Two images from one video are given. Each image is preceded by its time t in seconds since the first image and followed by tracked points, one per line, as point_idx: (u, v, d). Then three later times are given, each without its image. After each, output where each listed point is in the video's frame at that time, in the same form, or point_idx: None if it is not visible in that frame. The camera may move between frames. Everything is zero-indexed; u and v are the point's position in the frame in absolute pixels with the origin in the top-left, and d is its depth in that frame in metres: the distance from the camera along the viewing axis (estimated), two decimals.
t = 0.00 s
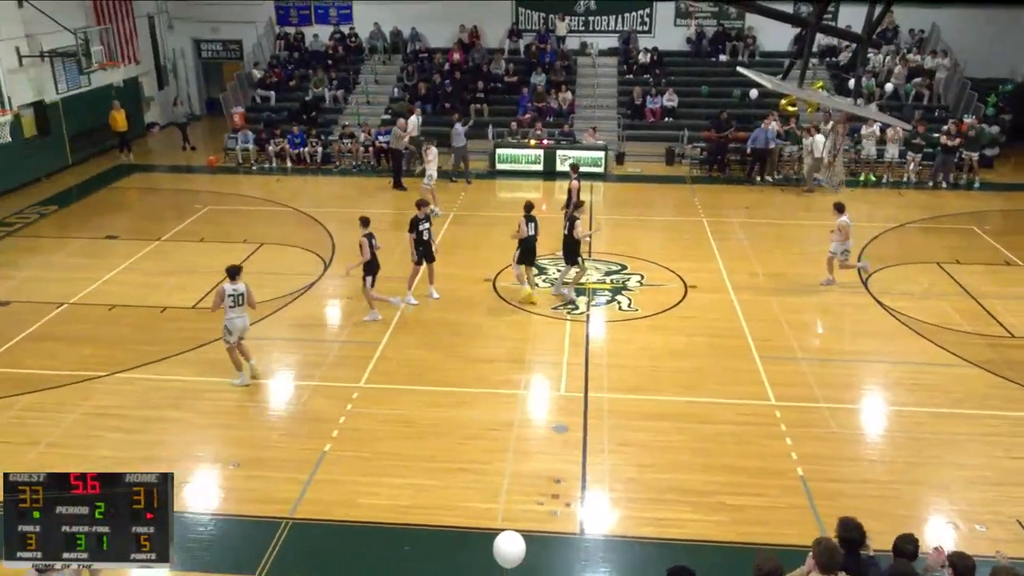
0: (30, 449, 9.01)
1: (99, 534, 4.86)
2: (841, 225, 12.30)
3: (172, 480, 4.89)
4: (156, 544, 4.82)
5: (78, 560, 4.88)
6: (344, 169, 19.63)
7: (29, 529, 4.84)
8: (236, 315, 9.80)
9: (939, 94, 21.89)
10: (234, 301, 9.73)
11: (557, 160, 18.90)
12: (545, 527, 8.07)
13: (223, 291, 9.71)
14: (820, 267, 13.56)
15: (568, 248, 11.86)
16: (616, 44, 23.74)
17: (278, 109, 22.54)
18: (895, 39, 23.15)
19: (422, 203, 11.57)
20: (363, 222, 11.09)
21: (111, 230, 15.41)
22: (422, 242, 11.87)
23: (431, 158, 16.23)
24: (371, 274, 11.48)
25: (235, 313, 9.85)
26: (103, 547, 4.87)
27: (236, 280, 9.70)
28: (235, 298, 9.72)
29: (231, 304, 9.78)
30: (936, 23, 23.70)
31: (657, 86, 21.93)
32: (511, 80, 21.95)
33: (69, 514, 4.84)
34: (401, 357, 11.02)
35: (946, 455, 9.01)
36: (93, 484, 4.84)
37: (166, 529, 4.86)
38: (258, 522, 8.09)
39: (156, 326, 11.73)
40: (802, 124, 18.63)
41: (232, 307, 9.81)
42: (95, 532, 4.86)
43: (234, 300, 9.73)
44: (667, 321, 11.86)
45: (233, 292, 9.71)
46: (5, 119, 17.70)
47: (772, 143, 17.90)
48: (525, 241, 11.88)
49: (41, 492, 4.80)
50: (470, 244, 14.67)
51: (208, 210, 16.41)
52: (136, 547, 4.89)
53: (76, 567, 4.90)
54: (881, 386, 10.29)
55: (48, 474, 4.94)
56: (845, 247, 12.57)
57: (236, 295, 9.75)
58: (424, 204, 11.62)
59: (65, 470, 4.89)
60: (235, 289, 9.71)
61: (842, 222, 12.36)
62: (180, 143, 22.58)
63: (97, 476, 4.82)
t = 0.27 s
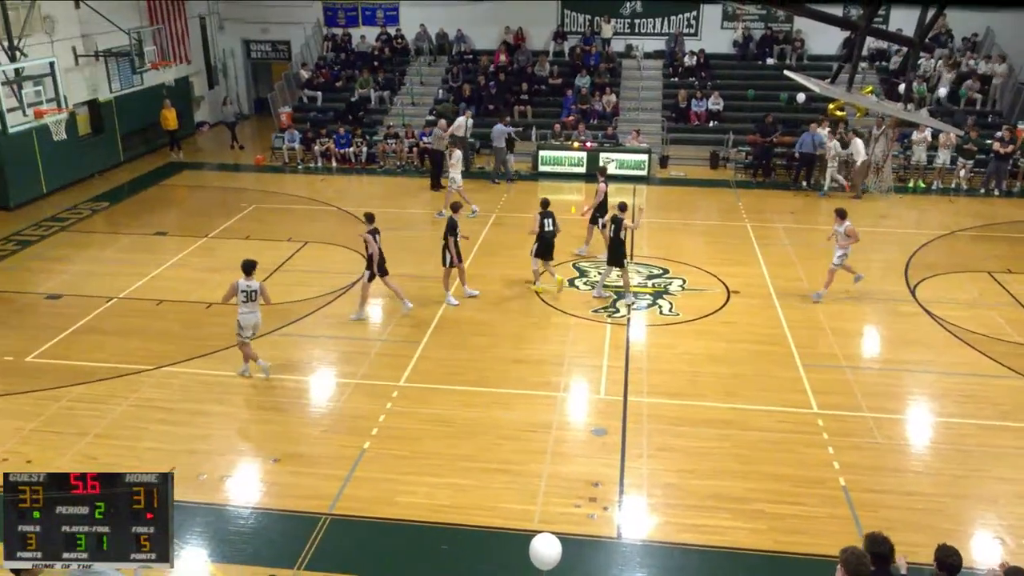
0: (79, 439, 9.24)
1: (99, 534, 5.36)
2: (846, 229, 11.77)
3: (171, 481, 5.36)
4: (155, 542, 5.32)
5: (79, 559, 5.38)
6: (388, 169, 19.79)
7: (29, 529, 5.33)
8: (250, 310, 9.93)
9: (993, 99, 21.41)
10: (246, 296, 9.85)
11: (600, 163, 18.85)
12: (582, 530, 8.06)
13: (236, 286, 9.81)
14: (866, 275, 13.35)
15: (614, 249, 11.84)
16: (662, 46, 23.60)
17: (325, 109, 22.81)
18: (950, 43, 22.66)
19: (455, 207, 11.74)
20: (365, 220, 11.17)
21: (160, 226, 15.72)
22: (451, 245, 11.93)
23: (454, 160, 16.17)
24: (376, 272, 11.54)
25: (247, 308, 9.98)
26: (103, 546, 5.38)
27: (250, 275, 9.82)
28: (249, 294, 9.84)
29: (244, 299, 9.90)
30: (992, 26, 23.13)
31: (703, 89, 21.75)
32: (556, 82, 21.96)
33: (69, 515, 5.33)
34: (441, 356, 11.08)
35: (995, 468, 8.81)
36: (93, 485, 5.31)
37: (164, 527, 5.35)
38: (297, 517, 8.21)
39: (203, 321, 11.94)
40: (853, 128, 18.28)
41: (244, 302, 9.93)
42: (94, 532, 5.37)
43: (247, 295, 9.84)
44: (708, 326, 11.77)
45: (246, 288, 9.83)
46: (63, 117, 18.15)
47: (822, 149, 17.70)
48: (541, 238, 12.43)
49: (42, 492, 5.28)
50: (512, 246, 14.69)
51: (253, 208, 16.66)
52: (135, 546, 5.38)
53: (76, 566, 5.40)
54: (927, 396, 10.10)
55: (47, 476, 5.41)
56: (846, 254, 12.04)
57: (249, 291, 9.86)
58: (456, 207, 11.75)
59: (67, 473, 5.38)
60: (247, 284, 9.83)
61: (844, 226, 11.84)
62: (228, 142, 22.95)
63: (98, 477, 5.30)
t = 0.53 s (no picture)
0: (85, 438, 9.26)
1: (99, 534, 5.41)
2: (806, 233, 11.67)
3: (170, 481, 5.42)
4: (154, 542, 5.35)
5: (78, 559, 5.42)
6: (393, 170, 19.80)
7: (29, 529, 5.37)
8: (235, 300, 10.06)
9: (1001, 100, 21.32)
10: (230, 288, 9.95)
11: (606, 163, 18.86)
12: (587, 530, 8.06)
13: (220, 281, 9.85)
14: (872, 276, 13.32)
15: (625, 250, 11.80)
16: (668, 47, 23.57)
17: (331, 109, 22.88)
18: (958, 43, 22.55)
19: (450, 207, 11.73)
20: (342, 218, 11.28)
21: (166, 226, 15.76)
22: (449, 245, 11.93)
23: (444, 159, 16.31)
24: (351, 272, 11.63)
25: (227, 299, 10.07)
26: (103, 546, 5.42)
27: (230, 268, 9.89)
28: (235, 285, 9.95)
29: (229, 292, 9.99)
30: (999, 27, 23.06)
31: (708, 89, 21.75)
32: (561, 83, 21.97)
33: (69, 514, 5.38)
34: (445, 356, 11.08)
35: (1001, 470, 8.77)
36: (93, 485, 5.36)
37: (164, 527, 5.40)
38: (301, 516, 8.22)
39: (208, 321, 11.96)
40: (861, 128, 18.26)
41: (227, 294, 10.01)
42: (94, 532, 5.41)
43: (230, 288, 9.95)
44: (713, 327, 11.75)
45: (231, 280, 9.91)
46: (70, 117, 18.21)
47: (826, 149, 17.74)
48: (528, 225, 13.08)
49: (42, 492, 5.32)
50: (517, 246, 14.69)
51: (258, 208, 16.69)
52: (136, 545, 5.43)
53: (76, 565, 5.45)
54: (933, 397, 10.06)
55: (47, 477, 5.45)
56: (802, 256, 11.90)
57: (232, 283, 9.94)
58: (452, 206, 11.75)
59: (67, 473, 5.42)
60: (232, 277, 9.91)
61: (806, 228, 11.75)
62: (234, 142, 23.00)
63: (98, 477, 5.35)
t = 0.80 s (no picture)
0: (100, 436, 9.31)
1: (99, 534, 5.28)
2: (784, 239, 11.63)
3: (171, 481, 5.28)
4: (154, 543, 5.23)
5: (79, 559, 5.30)
6: (408, 170, 19.83)
7: (29, 529, 5.25)
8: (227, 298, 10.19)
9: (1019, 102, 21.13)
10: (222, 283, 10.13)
11: (620, 164, 18.81)
12: (599, 532, 8.03)
13: (213, 277, 10.14)
14: (887, 278, 13.24)
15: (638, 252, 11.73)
16: (683, 48, 23.49)
17: (346, 109, 23.00)
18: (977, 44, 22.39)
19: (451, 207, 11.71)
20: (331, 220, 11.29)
21: (181, 225, 15.83)
22: (454, 246, 11.96)
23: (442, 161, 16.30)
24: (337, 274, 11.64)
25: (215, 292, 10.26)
26: (103, 547, 5.30)
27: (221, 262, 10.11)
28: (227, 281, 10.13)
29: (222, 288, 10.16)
30: (1018, 28, 22.87)
31: (723, 91, 21.72)
32: (576, 84, 21.97)
33: (69, 514, 5.25)
34: (459, 357, 11.09)
35: (1017, 476, 8.70)
36: (93, 485, 5.24)
37: (164, 527, 5.27)
38: (314, 515, 8.23)
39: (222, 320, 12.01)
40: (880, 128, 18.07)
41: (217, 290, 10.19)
42: (94, 532, 5.28)
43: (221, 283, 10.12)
44: (727, 329, 11.71)
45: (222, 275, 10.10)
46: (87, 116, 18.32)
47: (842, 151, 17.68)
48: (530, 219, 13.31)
49: (41, 492, 5.20)
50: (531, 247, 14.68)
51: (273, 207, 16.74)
52: (136, 546, 5.30)
53: (76, 566, 5.32)
54: (949, 402, 9.99)
55: (47, 476, 5.33)
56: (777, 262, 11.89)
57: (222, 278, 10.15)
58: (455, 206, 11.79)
59: (66, 472, 5.30)
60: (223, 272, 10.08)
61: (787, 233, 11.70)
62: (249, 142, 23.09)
63: (97, 477, 5.22)
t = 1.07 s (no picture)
0: (135, 430, 9.46)
1: (99, 535, 5.15)
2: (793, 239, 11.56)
3: (171, 481, 5.16)
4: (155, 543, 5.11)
5: (79, 559, 5.18)
6: (441, 171, 19.92)
7: (29, 529, 5.13)
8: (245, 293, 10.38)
9: None
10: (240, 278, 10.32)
11: (653, 167, 18.76)
12: (628, 537, 8.00)
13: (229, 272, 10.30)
14: (925, 286, 13.04)
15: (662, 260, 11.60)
16: (718, 51, 23.34)
17: (381, 110, 23.16)
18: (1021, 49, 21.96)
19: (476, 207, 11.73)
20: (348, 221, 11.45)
21: (217, 224, 16.02)
22: (480, 246, 11.98)
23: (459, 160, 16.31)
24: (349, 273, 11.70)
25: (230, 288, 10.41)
26: (103, 547, 5.17)
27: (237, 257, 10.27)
28: (245, 276, 10.31)
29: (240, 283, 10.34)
30: None
31: (759, 94, 21.55)
32: (610, 86, 21.92)
33: (69, 515, 5.13)
34: (489, 358, 11.10)
35: None
36: (92, 485, 5.11)
37: (164, 528, 5.15)
38: (344, 513, 8.29)
39: (256, 318, 12.14)
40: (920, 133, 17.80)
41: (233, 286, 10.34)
42: (94, 532, 5.16)
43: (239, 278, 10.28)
44: (760, 334, 11.61)
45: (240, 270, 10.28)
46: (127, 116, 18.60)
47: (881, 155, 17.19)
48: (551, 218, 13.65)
49: (41, 492, 5.08)
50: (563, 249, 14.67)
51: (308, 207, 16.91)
52: (135, 546, 5.17)
53: (77, 566, 5.20)
54: (987, 412, 9.81)
55: (48, 474, 5.21)
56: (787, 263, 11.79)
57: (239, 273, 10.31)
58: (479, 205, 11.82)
59: (67, 472, 5.17)
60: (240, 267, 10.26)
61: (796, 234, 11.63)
62: (285, 142, 23.34)
63: (97, 477, 5.10)
